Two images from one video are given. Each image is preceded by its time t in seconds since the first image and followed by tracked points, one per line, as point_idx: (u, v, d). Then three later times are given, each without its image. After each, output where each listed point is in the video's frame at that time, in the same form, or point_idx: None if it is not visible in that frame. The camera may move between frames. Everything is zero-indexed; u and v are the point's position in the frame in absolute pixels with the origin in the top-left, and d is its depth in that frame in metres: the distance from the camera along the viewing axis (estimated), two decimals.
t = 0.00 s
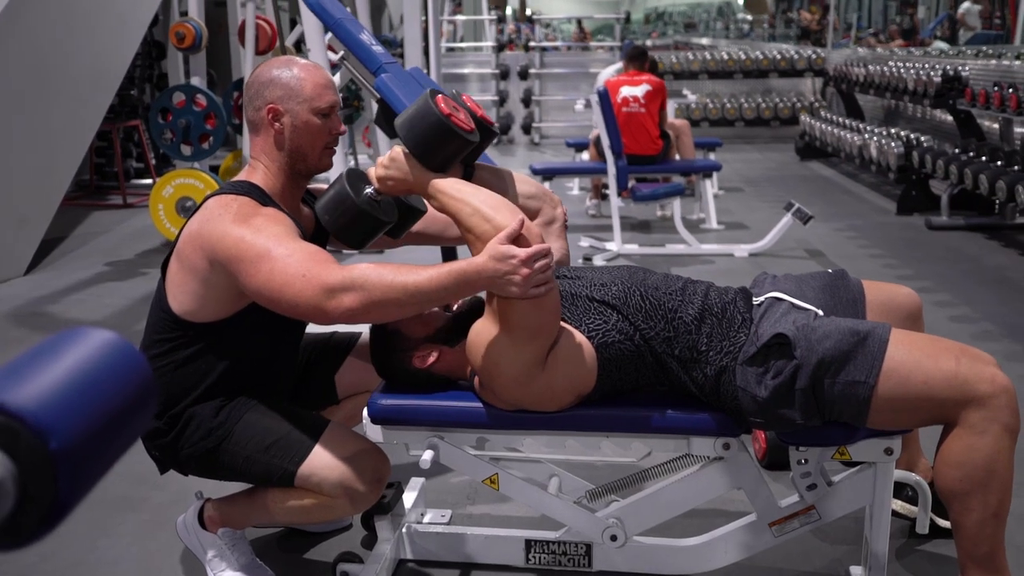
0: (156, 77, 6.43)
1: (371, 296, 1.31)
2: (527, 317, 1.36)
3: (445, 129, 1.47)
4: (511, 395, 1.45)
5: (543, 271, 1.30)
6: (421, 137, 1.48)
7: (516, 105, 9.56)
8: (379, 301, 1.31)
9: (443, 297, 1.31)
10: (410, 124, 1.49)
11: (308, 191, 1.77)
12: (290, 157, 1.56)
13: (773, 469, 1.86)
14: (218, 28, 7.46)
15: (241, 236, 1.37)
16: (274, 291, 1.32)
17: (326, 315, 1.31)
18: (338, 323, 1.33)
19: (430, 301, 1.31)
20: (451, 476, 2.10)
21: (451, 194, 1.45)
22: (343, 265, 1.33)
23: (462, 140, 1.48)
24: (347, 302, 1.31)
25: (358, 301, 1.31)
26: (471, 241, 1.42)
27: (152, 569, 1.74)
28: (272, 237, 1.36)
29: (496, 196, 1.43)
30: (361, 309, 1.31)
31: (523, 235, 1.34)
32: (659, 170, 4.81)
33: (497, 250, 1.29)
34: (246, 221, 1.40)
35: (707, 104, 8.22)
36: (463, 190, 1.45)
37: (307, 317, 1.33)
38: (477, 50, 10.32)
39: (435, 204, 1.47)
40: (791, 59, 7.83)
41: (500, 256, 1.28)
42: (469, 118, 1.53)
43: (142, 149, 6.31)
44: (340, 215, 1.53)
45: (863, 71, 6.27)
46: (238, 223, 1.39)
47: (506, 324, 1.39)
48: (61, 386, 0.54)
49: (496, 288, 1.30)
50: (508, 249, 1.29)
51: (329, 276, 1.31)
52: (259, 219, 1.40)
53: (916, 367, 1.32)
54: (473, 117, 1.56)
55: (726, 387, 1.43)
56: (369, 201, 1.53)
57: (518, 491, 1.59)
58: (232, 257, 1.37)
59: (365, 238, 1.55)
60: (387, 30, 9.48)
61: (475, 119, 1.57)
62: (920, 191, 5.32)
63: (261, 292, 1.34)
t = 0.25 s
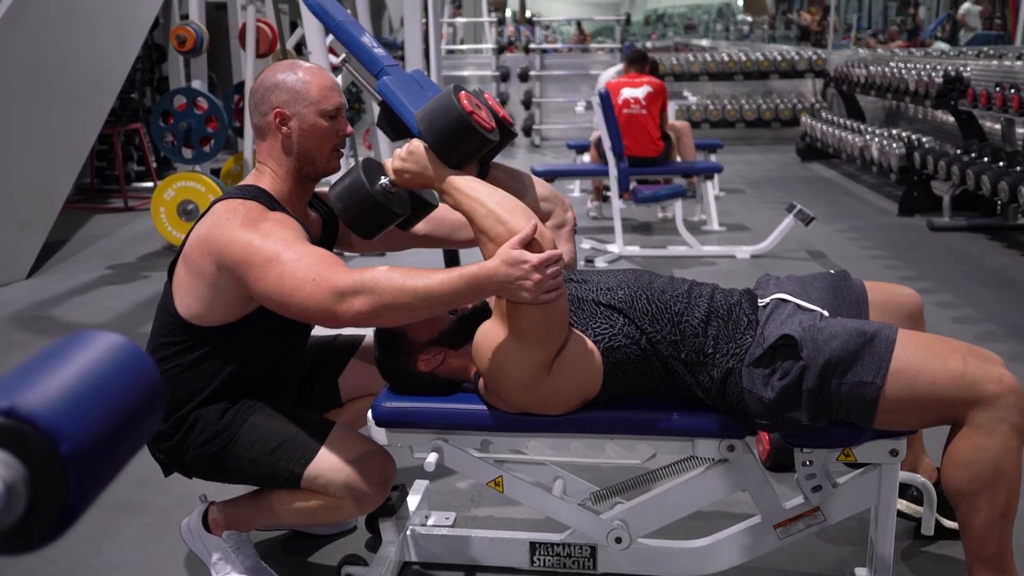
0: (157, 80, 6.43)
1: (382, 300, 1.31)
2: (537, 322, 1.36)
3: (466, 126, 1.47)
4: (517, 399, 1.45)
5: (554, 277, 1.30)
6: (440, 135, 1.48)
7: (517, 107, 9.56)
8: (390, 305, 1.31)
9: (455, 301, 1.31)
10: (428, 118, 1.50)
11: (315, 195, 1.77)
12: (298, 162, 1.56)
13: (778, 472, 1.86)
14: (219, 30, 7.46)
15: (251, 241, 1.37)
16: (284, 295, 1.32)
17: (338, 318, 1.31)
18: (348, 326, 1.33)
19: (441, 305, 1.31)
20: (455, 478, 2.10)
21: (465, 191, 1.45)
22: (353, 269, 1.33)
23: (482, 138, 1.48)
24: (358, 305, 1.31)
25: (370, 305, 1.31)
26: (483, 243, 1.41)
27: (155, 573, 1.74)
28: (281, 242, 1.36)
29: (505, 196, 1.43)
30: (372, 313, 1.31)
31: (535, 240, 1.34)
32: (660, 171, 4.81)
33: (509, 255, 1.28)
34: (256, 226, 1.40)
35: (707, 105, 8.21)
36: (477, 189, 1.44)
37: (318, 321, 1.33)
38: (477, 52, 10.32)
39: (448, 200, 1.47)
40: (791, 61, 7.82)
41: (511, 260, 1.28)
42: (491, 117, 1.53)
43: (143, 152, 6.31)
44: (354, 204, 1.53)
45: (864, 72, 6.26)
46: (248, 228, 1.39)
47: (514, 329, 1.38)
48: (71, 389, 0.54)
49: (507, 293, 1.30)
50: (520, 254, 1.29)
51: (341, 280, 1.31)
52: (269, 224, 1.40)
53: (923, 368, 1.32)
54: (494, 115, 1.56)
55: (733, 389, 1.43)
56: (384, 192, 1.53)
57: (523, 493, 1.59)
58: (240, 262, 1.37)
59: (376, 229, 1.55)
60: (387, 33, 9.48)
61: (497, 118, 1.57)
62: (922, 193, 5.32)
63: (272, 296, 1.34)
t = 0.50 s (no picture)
0: (156, 81, 6.43)
1: (386, 301, 1.31)
2: (539, 322, 1.36)
3: (486, 119, 1.45)
4: (519, 400, 1.45)
5: (558, 278, 1.30)
6: (457, 125, 1.47)
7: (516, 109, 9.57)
8: (394, 306, 1.32)
9: (459, 302, 1.31)
10: (448, 106, 1.48)
11: (318, 199, 1.78)
12: (304, 165, 1.56)
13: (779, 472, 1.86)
14: (218, 32, 7.47)
15: (255, 243, 1.37)
16: (288, 297, 1.32)
17: (342, 320, 1.31)
18: (353, 327, 1.33)
19: (445, 306, 1.31)
20: (457, 480, 2.10)
21: (477, 184, 1.45)
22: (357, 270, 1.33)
23: (497, 132, 1.47)
24: (362, 306, 1.31)
25: (374, 306, 1.31)
26: (491, 241, 1.42)
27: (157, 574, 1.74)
28: (285, 244, 1.37)
29: (513, 192, 1.43)
30: (376, 314, 1.32)
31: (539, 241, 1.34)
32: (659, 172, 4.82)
33: (513, 256, 1.28)
34: (259, 228, 1.40)
35: (706, 106, 8.22)
36: (491, 185, 1.44)
37: (322, 322, 1.33)
38: (476, 52, 10.32)
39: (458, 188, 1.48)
40: (790, 62, 7.83)
41: (516, 262, 1.28)
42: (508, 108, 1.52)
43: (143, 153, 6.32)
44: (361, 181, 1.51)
45: (863, 73, 6.27)
46: (251, 230, 1.39)
47: (517, 330, 1.38)
48: (77, 390, 0.54)
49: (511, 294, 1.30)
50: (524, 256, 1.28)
51: (345, 281, 1.31)
52: (271, 226, 1.41)
53: (925, 369, 1.32)
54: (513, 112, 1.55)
55: (734, 390, 1.43)
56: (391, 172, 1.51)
57: (524, 494, 1.59)
58: (243, 264, 1.37)
59: (378, 205, 1.54)
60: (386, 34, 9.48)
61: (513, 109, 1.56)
62: (921, 193, 5.32)
63: (275, 298, 1.34)
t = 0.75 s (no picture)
0: (152, 86, 6.43)
1: (383, 299, 1.31)
2: (535, 320, 1.37)
3: (501, 109, 1.47)
4: (515, 401, 1.45)
5: (553, 274, 1.30)
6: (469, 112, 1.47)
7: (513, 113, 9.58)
8: (392, 306, 1.32)
9: (456, 300, 1.32)
10: (466, 92, 1.48)
11: (312, 201, 1.78)
12: (296, 169, 1.56)
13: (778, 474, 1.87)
14: (215, 36, 7.47)
15: (250, 246, 1.37)
16: (285, 298, 1.32)
17: (340, 320, 1.31)
18: (350, 328, 1.33)
19: (442, 304, 1.32)
20: (455, 483, 2.10)
21: (481, 173, 1.44)
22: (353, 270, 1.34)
23: (511, 123, 1.48)
24: (360, 307, 1.31)
25: (371, 305, 1.31)
26: (490, 237, 1.41)
27: None
28: (280, 246, 1.37)
29: (512, 184, 1.42)
30: (374, 313, 1.32)
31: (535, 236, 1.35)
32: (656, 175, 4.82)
33: (509, 253, 1.29)
34: (253, 231, 1.40)
35: (702, 110, 8.24)
36: (496, 175, 1.44)
37: (320, 323, 1.33)
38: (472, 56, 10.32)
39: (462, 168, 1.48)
40: (786, 65, 7.84)
41: (512, 257, 1.29)
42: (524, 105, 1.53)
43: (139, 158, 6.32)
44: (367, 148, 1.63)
45: (858, 76, 6.29)
46: (246, 234, 1.40)
47: (513, 327, 1.39)
48: (78, 394, 0.54)
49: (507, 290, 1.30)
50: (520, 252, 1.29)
51: (342, 281, 1.31)
52: (266, 229, 1.41)
53: (923, 371, 1.33)
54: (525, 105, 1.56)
55: (732, 393, 1.43)
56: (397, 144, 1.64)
57: (522, 497, 1.59)
58: (239, 268, 1.37)
59: (382, 173, 1.67)
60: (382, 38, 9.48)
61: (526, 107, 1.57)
62: (917, 196, 5.34)
63: (272, 300, 1.34)
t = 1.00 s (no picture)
0: (151, 88, 6.43)
1: (381, 299, 1.31)
2: (532, 320, 1.37)
3: (510, 107, 1.48)
4: (514, 401, 1.45)
5: (550, 273, 1.31)
6: (476, 109, 1.48)
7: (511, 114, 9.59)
8: (389, 305, 1.32)
9: (454, 299, 1.32)
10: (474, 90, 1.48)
11: (307, 202, 1.78)
12: (290, 171, 1.56)
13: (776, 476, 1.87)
14: (213, 38, 7.46)
15: (247, 247, 1.37)
16: (282, 299, 1.32)
17: (338, 319, 1.31)
18: (349, 328, 1.33)
19: (439, 303, 1.32)
20: (454, 484, 2.10)
21: (484, 167, 1.44)
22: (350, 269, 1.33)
23: (516, 122, 1.49)
24: (358, 306, 1.31)
25: (369, 305, 1.31)
26: (489, 234, 1.41)
27: None
28: (278, 247, 1.37)
29: (512, 181, 1.42)
30: (372, 312, 1.32)
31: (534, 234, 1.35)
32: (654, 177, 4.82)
33: (506, 251, 1.29)
34: (250, 233, 1.40)
35: (700, 111, 8.24)
36: (497, 172, 1.43)
37: (318, 323, 1.33)
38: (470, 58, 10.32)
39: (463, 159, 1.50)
40: (784, 66, 7.85)
41: (510, 254, 1.29)
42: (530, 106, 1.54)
43: (137, 160, 6.31)
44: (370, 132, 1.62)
45: (856, 77, 6.29)
46: (242, 235, 1.40)
47: (512, 326, 1.39)
48: (79, 395, 0.54)
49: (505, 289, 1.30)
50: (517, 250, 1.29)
51: (339, 280, 1.31)
52: (262, 231, 1.41)
53: (922, 372, 1.33)
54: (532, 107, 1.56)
55: (731, 393, 1.43)
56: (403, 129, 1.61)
57: (521, 498, 1.59)
58: (236, 270, 1.37)
59: (385, 159, 1.64)
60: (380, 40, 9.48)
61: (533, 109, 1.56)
62: (915, 197, 5.34)
63: (269, 300, 1.34)
